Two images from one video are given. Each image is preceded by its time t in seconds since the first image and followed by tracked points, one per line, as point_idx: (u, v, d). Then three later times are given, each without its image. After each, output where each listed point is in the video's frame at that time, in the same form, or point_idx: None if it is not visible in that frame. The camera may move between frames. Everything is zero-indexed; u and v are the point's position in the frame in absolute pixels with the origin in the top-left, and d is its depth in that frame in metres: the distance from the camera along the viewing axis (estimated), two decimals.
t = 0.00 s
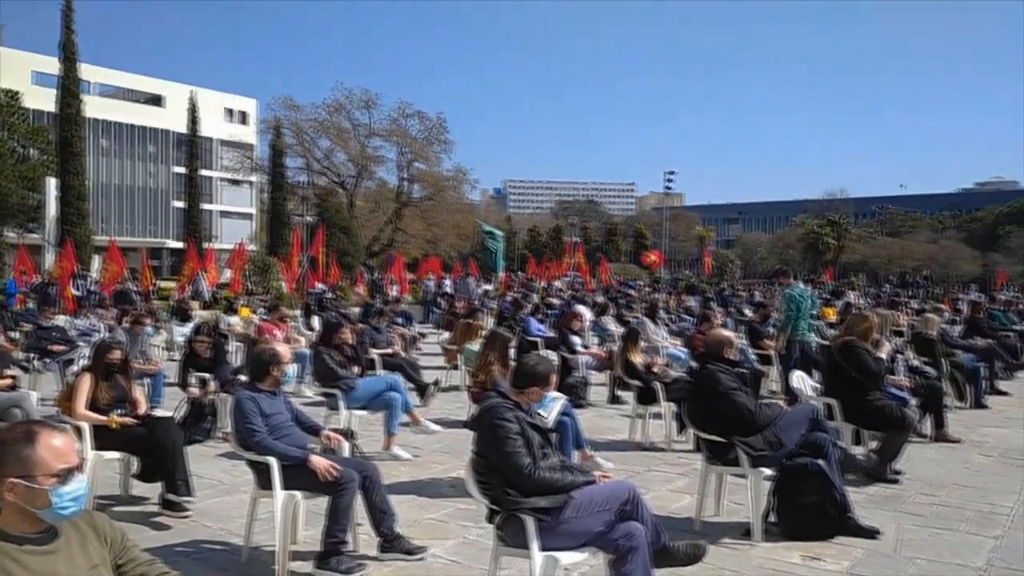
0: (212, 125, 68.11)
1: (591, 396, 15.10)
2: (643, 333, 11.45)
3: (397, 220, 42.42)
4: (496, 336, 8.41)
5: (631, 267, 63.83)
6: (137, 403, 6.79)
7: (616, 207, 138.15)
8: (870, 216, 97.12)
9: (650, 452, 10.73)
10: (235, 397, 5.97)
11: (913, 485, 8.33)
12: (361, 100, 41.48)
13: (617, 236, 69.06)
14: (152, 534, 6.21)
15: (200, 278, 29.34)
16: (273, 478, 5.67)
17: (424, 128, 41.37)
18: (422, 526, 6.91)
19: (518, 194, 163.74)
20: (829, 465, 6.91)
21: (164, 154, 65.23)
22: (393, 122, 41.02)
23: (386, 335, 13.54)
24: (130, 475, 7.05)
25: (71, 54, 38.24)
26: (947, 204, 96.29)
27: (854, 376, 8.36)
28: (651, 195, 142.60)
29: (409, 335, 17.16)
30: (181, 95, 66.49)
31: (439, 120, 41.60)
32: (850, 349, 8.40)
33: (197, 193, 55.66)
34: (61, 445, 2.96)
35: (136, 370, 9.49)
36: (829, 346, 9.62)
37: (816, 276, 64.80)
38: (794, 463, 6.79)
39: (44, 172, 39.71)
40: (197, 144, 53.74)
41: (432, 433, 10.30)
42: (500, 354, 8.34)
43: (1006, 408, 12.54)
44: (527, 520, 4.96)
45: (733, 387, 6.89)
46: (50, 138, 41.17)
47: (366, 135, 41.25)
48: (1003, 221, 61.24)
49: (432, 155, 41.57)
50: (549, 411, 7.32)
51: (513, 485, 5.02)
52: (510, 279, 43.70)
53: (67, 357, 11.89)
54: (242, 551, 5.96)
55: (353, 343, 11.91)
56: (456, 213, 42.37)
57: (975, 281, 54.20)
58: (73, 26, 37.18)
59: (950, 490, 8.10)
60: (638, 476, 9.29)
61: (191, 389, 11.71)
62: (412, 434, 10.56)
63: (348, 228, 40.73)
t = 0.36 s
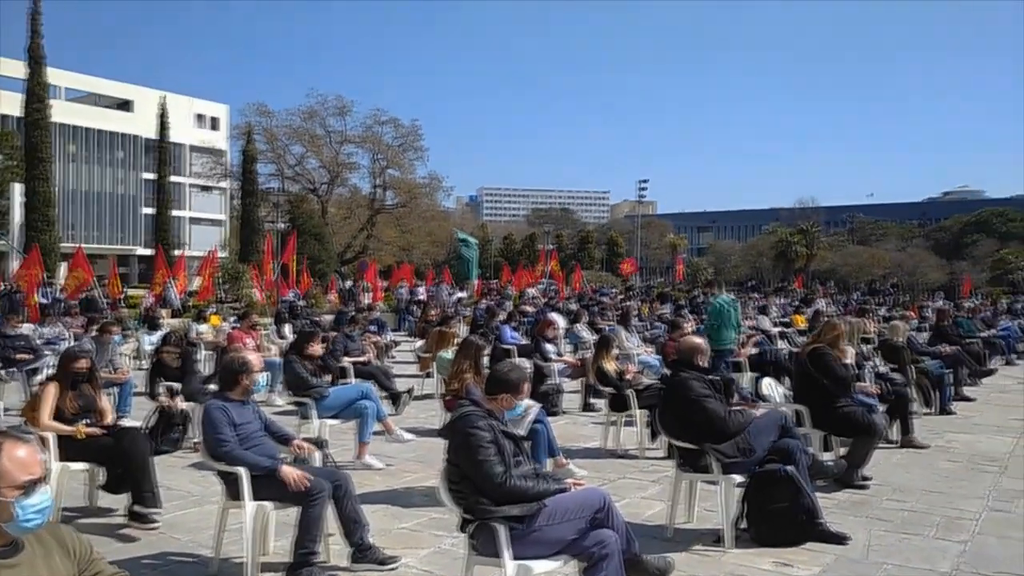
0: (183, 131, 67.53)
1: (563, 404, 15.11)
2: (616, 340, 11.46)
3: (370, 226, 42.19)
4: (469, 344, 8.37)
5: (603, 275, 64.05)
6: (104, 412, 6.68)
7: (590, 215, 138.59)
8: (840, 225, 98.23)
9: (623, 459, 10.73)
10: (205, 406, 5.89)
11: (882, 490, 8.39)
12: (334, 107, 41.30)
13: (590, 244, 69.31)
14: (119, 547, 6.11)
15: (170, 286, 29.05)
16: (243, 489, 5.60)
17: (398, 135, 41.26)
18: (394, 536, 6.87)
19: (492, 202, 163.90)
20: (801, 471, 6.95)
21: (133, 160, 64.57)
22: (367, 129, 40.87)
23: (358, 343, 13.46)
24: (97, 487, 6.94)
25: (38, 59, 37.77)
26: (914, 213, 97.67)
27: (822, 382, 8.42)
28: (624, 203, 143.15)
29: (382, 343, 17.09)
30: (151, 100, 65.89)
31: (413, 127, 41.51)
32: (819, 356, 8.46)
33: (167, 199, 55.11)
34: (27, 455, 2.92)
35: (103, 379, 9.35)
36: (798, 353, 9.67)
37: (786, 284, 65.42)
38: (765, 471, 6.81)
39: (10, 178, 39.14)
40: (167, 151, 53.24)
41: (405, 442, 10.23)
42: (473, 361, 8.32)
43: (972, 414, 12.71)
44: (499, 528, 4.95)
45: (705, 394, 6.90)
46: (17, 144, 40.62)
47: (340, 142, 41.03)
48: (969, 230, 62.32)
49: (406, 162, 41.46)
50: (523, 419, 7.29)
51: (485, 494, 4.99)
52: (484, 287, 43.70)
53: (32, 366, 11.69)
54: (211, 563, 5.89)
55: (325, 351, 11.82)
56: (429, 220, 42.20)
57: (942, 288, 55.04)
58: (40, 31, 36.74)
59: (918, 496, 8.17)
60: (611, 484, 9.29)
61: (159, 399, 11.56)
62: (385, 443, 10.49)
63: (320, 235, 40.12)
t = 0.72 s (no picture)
0: (157, 126, 66.86)
1: (541, 402, 15.12)
2: (592, 337, 11.48)
3: (347, 223, 41.98)
4: (447, 341, 8.35)
5: (580, 272, 64.15)
6: (76, 412, 6.60)
7: (568, 213, 138.64)
8: (815, 224, 99.02)
9: (599, 456, 10.76)
10: (179, 405, 5.85)
11: (854, 486, 8.47)
12: (310, 103, 41.02)
13: (568, 241, 69.40)
14: (92, 547, 6.05)
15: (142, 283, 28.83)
16: (217, 489, 5.58)
17: (375, 131, 41.07)
18: (370, 535, 6.85)
19: (469, 200, 163.73)
20: (773, 467, 7.00)
21: (105, 155, 63.80)
22: (343, 125, 40.64)
23: (335, 340, 13.38)
24: (69, 487, 6.87)
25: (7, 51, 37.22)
26: (887, 212, 98.82)
27: (797, 380, 8.49)
28: (601, 200, 143.35)
29: (358, 340, 17.02)
30: (124, 94, 65.17)
31: (390, 124, 41.34)
32: (793, 354, 8.52)
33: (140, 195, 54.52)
34: None
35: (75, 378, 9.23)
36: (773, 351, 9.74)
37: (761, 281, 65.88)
38: (738, 468, 6.87)
39: None
40: (140, 146, 52.69)
41: (382, 441, 10.20)
42: (450, 359, 8.31)
43: (943, 411, 12.86)
44: (475, 526, 4.95)
45: (679, 391, 6.94)
46: None
47: (316, 138, 40.77)
48: (940, 230, 63.24)
49: (383, 159, 41.28)
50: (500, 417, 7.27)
51: (461, 492, 4.99)
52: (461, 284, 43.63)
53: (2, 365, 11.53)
54: (186, 563, 5.84)
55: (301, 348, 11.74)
56: (407, 218, 41.92)
57: (913, 287, 55.78)
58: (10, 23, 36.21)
59: (890, 492, 8.26)
60: (587, 481, 9.30)
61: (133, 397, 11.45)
62: (361, 442, 10.46)
63: (296, 231, 40.78)
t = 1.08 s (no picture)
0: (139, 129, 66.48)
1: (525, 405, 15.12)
2: (577, 341, 11.49)
3: (331, 227, 41.79)
4: (431, 345, 8.34)
5: (565, 276, 64.21)
6: (57, 416, 6.56)
7: (553, 217, 138.91)
8: (798, 228, 99.57)
9: (583, 459, 10.77)
10: (160, 409, 5.81)
11: (837, 488, 8.51)
12: (294, 106, 40.90)
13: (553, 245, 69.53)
14: (72, 552, 6.01)
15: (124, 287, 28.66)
16: (199, 494, 5.55)
17: (359, 135, 41.01)
18: (354, 539, 6.84)
19: (454, 203, 163.68)
20: (756, 470, 7.03)
21: (87, 159, 63.33)
22: (328, 129, 40.54)
23: (318, 344, 13.34)
24: (49, 491, 6.82)
25: None
26: (868, 217, 99.70)
27: (778, 384, 8.51)
28: (586, 205, 143.65)
29: (342, 344, 16.97)
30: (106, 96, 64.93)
31: (374, 127, 41.28)
32: (775, 358, 8.56)
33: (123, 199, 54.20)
34: None
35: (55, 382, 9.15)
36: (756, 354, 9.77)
37: (744, 285, 66.26)
38: (722, 470, 6.90)
39: None
40: (122, 149, 52.40)
41: (367, 445, 10.18)
42: (433, 362, 8.29)
43: (924, 413, 12.94)
44: (459, 529, 4.94)
45: (662, 394, 6.96)
46: None
47: (300, 142, 40.63)
48: (921, 233, 63.97)
49: (368, 163, 41.22)
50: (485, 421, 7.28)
51: (444, 495, 4.99)
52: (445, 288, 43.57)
53: None
54: (167, 568, 5.81)
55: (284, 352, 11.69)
56: (391, 221, 41.90)
57: (895, 290, 56.30)
58: None
59: (871, 493, 8.31)
60: (571, 484, 9.30)
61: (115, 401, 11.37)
62: (345, 446, 10.43)
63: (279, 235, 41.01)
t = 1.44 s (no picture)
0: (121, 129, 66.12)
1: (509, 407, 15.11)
2: (560, 343, 11.49)
3: (316, 227, 41.55)
4: (415, 347, 8.33)
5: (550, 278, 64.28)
6: (35, 418, 6.51)
7: (539, 219, 139.12)
8: (782, 231, 100.10)
9: (566, 461, 10.77)
10: (140, 411, 5.78)
11: (817, 490, 8.57)
12: (278, 107, 40.77)
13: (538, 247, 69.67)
14: (50, 556, 5.97)
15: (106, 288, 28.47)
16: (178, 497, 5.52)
17: (344, 136, 40.90)
18: (337, 541, 6.82)
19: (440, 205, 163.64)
20: (737, 472, 7.05)
21: (69, 158, 62.91)
22: (313, 129, 40.41)
23: (301, 345, 13.28)
24: (26, 494, 6.77)
25: None
26: (851, 220, 100.35)
27: (759, 386, 8.56)
28: (571, 206, 143.93)
29: (326, 346, 16.92)
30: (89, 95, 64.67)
31: (360, 128, 41.20)
32: (757, 360, 8.59)
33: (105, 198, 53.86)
34: None
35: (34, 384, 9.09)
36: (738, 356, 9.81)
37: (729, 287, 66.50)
38: (704, 472, 6.91)
39: None
40: (104, 149, 52.10)
41: (349, 447, 10.16)
42: (417, 364, 8.29)
43: (904, 416, 13.03)
44: (439, 531, 4.94)
45: (644, 396, 6.97)
46: None
47: (284, 142, 40.47)
48: (903, 237, 64.41)
49: (353, 164, 41.13)
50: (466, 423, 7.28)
51: (426, 497, 4.98)
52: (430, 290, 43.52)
53: None
54: (146, 571, 5.77)
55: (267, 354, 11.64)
56: (377, 222, 41.75)
57: (877, 293, 56.76)
58: None
59: (851, 495, 8.36)
60: (554, 486, 9.31)
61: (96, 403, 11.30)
62: (328, 448, 10.41)
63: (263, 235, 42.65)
